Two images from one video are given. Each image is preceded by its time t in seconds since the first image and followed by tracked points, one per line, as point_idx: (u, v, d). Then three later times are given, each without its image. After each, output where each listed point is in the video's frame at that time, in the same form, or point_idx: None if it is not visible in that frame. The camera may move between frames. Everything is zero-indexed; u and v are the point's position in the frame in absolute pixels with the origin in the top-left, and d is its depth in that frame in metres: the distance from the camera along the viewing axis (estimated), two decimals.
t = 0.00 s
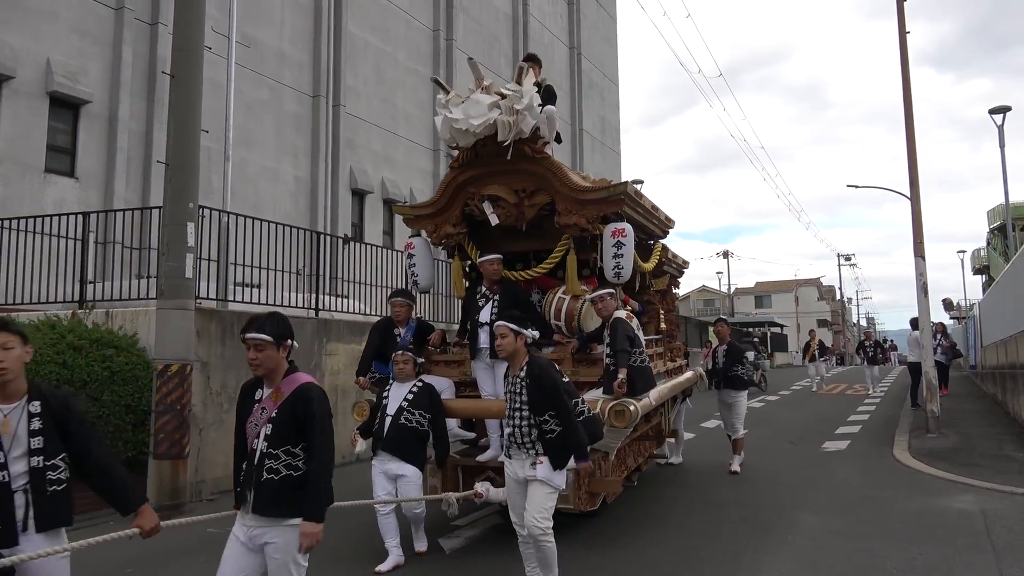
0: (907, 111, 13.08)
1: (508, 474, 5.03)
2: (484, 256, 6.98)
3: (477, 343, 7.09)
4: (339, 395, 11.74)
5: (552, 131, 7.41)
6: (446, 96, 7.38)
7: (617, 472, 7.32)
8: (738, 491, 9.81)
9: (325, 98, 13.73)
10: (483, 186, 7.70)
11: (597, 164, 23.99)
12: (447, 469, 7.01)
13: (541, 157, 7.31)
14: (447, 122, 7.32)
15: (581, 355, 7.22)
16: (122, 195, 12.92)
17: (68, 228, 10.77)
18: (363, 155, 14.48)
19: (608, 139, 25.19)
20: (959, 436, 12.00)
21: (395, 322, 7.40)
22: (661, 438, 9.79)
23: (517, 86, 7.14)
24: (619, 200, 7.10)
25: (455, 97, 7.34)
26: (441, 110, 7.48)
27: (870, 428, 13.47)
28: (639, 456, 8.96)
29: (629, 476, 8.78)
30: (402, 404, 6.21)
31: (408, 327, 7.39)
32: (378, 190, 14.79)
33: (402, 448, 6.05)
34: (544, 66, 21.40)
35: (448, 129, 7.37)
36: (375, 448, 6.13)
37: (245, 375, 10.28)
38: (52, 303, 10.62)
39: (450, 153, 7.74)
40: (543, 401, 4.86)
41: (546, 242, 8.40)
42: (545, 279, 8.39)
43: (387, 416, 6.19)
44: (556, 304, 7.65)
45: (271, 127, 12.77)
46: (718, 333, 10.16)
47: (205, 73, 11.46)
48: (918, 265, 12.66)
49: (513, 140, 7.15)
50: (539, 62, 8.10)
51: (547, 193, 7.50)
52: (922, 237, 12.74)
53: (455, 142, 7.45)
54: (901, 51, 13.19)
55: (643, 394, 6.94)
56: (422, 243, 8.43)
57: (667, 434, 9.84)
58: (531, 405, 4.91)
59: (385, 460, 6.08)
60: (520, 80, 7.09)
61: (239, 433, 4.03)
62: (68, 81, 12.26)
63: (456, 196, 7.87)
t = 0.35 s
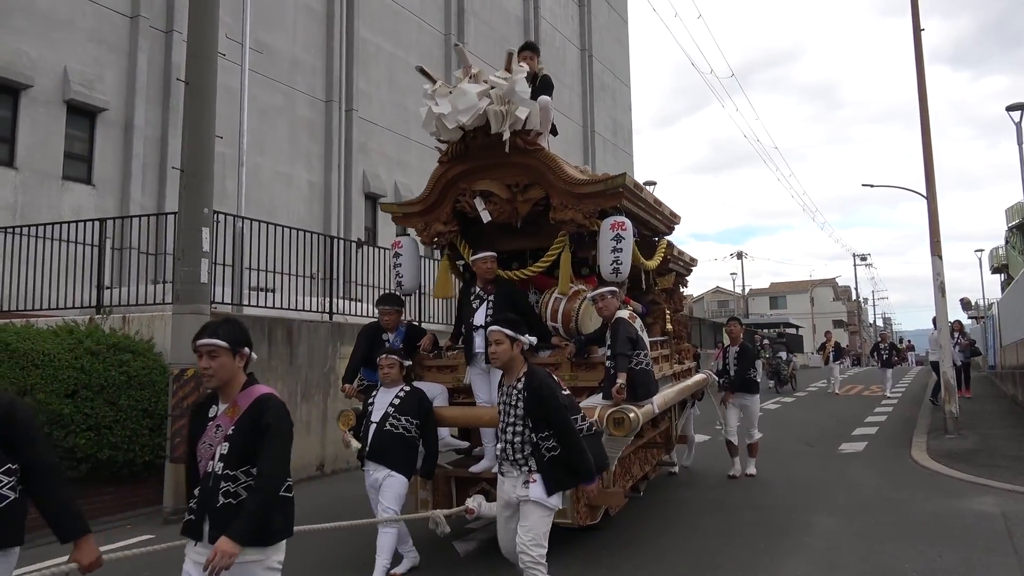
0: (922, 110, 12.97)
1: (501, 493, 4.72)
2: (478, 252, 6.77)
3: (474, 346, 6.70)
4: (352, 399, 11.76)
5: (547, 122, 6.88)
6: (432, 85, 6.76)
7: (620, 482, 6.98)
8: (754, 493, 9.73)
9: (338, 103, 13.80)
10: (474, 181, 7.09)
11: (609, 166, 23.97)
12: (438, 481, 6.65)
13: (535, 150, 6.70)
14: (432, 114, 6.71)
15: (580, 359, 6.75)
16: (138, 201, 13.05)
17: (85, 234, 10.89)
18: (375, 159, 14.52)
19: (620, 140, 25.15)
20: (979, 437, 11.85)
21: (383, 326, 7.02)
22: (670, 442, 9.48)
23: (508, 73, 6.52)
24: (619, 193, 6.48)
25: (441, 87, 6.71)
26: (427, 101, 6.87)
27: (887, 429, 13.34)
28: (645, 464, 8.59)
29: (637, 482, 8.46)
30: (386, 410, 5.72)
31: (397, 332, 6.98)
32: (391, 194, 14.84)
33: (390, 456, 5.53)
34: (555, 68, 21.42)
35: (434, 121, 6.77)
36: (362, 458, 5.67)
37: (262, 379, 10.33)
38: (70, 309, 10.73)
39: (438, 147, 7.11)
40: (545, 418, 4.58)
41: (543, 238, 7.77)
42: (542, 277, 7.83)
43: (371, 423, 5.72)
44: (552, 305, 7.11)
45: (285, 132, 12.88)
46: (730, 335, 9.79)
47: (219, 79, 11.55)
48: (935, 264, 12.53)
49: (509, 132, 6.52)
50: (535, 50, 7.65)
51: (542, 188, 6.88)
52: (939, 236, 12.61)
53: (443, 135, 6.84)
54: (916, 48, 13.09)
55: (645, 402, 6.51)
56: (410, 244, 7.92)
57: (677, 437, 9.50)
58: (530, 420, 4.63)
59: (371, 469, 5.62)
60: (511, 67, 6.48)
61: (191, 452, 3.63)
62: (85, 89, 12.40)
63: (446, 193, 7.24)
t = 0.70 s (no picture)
0: (934, 108, 12.87)
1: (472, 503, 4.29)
2: (466, 248, 6.24)
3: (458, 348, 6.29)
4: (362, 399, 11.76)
5: (537, 112, 6.30)
6: (413, 69, 6.27)
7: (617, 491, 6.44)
8: (769, 494, 9.64)
9: (348, 106, 13.84)
10: (460, 172, 6.65)
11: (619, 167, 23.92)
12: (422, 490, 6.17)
13: (522, 138, 6.28)
14: (413, 99, 6.22)
15: (574, 362, 6.06)
16: (150, 204, 13.13)
17: (97, 238, 10.95)
18: (385, 161, 14.55)
19: (630, 141, 25.11)
20: (995, 437, 11.71)
21: (366, 325, 6.56)
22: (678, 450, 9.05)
23: (493, 53, 6.03)
24: (613, 182, 6.01)
25: (422, 71, 6.22)
26: (408, 86, 6.38)
27: (901, 430, 13.22)
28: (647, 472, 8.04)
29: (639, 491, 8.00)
30: (356, 414, 5.43)
31: (381, 334, 6.54)
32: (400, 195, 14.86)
33: (361, 462, 5.26)
34: (565, 69, 21.42)
35: (417, 108, 6.29)
36: (333, 468, 5.37)
37: (273, 381, 10.36)
38: (81, 312, 10.77)
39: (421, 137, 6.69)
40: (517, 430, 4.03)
41: (537, 232, 7.42)
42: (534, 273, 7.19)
43: (341, 430, 5.42)
44: (543, 304, 6.66)
45: (295, 135, 12.93)
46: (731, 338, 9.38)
47: (229, 82, 11.61)
48: (949, 263, 12.41)
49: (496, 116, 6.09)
50: (523, 33, 7.19)
51: (531, 178, 6.42)
52: (953, 235, 12.49)
53: (425, 121, 6.36)
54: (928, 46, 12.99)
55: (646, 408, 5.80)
56: (396, 238, 7.44)
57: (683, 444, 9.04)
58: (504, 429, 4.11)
59: (345, 477, 5.30)
60: (495, 47, 6.00)
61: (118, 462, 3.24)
62: (96, 93, 12.48)
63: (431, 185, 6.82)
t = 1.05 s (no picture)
0: (955, 102, 12.65)
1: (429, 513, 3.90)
2: (446, 232, 5.85)
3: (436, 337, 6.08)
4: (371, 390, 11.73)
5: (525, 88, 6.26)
6: (383, 40, 5.88)
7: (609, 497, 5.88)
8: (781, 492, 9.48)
9: (362, 97, 13.81)
10: (438, 151, 6.18)
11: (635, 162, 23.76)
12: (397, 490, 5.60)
13: (502, 111, 5.78)
14: (379, 72, 5.83)
15: (559, 356, 5.54)
16: (164, 194, 13.21)
17: (111, 227, 10.99)
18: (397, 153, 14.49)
19: (645, 135, 24.93)
20: (1012, 438, 11.50)
21: (342, 317, 6.19)
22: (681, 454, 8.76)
23: (467, 22, 5.60)
24: (599, 160, 5.48)
25: (391, 41, 5.83)
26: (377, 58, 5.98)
27: (916, 430, 13.02)
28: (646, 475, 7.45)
29: (640, 494, 7.61)
30: (319, 413, 5.09)
31: (357, 324, 6.19)
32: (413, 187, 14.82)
33: (319, 466, 4.96)
34: (580, 63, 21.30)
35: (384, 82, 5.90)
36: (291, 468, 5.08)
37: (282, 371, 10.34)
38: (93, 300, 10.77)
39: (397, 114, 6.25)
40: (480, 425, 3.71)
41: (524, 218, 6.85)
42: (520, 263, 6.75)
43: (301, 430, 5.08)
44: (524, 294, 6.15)
45: (307, 126, 12.91)
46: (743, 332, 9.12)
47: (243, 73, 11.60)
48: (968, 260, 12.19)
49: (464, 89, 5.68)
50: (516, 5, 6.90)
51: (513, 156, 5.92)
52: (972, 232, 12.27)
53: (396, 97, 5.99)
54: (949, 39, 12.76)
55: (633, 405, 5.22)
56: (372, 225, 6.89)
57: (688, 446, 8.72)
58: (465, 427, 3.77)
59: (298, 482, 5.01)
60: (470, 15, 5.57)
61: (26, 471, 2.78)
62: (112, 84, 12.52)
63: (407, 165, 6.37)
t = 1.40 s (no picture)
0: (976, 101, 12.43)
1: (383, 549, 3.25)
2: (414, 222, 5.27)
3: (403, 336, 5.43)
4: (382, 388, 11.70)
5: (508, 69, 5.86)
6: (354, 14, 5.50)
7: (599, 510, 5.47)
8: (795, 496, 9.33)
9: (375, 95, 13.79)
10: (413, 134, 5.67)
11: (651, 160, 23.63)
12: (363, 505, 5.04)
13: (480, 89, 5.29)
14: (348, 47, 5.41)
15: (541, 357, 5.03)
16: (182, 193, 13.28)
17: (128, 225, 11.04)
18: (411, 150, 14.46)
19: (662, 134, 24.80)
20: None
21: (309, 314, 5.51)
22: (685, 460, 8.52)
23: None
24: (583, 141, 4.94)
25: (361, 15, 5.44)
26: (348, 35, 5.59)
27: (935, 433, 12.80)
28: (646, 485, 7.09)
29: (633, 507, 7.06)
30: (274, 417, 4.33)
31: (327, 322, 5.47)
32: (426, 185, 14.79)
33: (270, 479, 4.18)
34: (596, 62, 21.22)
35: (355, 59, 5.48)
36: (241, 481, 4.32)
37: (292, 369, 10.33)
38: (111, 296, 10.82)
39: (370, 94, 5.77)
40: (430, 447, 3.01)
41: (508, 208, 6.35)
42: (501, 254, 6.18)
43: (254, 436, 4.34)
44: (505, 289, 5.34)
45: (320, 123, 12.89)
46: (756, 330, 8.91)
47: (257, 71, 11.61)
48: (988, 262, 11.98)
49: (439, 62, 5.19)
50: None
51: (492, 139, 5.39)
52: (993, 233, 12.05)
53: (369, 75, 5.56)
54: (971, 37, 12.54)
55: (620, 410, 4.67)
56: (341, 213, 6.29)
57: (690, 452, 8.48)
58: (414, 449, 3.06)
59: (251, 494, 4.24)
60: None
61: None
62: (131, 83, 12.61)
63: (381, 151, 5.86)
